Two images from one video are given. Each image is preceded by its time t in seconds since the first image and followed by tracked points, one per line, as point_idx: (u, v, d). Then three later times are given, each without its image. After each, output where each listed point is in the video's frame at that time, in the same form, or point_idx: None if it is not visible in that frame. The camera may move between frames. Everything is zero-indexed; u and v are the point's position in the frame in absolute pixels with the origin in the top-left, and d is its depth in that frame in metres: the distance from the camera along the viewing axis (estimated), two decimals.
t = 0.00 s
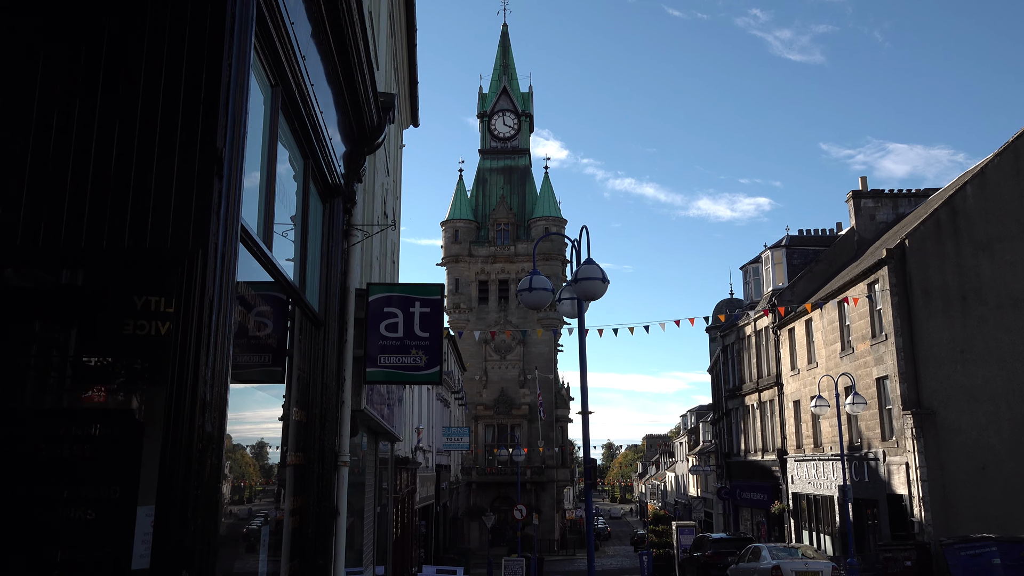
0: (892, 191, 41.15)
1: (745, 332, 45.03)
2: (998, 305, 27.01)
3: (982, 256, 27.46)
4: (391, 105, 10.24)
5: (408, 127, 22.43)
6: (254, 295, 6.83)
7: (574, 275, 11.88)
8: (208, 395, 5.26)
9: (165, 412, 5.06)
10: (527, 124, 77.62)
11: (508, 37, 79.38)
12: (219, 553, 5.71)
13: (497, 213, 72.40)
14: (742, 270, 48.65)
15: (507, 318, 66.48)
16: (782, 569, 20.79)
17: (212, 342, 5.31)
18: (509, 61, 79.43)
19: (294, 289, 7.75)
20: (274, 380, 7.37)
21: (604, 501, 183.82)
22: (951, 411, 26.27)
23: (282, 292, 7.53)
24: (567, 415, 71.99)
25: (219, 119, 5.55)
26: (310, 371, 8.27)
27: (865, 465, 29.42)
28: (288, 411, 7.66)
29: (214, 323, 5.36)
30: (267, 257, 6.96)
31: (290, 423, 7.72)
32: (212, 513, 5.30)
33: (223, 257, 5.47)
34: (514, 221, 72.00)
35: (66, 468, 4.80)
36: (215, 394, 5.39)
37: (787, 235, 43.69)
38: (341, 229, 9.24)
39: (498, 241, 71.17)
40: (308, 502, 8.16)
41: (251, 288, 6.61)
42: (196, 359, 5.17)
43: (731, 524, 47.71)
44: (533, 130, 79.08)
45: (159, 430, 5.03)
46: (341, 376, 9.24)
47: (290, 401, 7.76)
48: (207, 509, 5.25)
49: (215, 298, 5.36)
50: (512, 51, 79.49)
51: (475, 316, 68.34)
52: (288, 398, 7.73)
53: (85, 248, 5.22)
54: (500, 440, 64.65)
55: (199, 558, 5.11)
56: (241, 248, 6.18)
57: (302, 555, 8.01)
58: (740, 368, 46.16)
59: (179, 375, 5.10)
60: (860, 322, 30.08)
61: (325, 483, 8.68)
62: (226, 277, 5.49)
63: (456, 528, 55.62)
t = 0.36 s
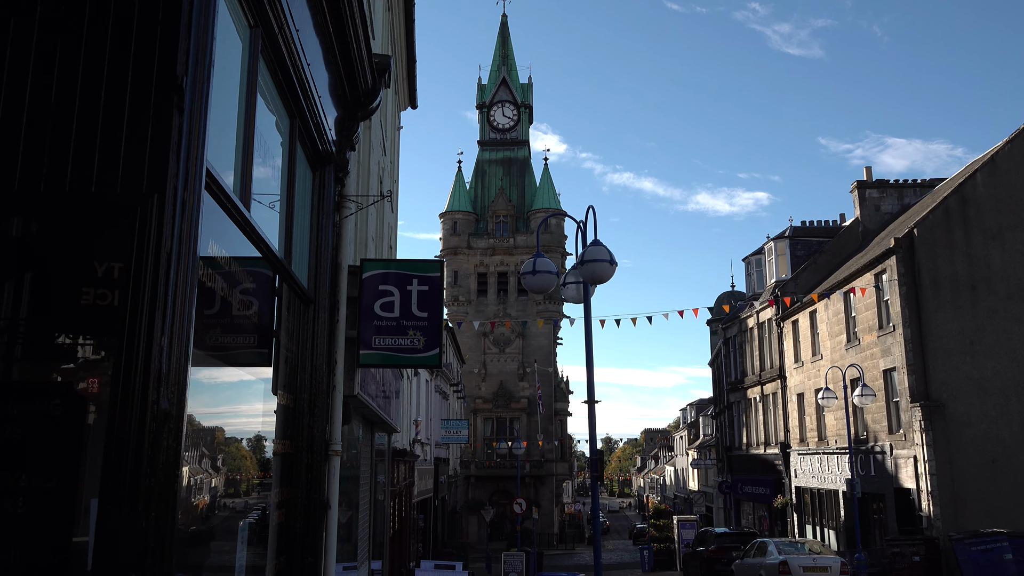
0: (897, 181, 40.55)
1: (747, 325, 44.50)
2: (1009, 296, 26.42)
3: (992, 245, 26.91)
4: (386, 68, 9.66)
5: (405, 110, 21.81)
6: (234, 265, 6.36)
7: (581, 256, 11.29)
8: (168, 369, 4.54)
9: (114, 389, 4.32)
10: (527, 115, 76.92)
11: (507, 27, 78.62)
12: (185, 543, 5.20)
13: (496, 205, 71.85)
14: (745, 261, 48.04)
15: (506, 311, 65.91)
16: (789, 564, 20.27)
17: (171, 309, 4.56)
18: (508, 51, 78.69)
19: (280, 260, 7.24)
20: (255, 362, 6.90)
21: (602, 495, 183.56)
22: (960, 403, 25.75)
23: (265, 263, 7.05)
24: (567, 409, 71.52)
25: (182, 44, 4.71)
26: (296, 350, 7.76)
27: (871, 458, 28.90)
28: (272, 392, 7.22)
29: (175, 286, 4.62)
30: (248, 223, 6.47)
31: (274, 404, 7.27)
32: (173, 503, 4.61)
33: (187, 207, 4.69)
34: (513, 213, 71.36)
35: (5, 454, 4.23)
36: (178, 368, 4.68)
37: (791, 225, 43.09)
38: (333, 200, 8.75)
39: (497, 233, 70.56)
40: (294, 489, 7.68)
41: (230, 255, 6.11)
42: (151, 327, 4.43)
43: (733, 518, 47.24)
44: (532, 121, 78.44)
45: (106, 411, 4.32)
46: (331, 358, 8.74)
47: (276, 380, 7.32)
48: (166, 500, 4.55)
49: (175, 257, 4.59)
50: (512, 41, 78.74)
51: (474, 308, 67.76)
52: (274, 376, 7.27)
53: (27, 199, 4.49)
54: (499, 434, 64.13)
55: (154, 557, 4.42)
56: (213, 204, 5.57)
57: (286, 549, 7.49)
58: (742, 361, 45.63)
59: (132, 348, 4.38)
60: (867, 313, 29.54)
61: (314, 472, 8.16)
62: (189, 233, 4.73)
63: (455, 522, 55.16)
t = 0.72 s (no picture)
0: (903, 172, 39.96)
1: (751, 319, 43.94)
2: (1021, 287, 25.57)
3: (1006, 236, 26.16)
4: (383, 27, 9.04)
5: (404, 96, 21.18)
6: (212, 233, 5.84)
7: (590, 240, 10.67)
8: (115, 335, 3.77)
9: (41, 360, 3.51)
10: (526, 108, 76.32)
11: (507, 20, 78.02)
12: (148, 543, 4.68)
13: (496, 199, 71.28)
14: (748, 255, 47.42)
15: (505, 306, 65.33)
16: (799, 561, 19.73)
17: (118, 260, 3.76)
18: (508, 44, 78.06)
19: (263, 230, 6.71)
20: (235, 344, 6.41)
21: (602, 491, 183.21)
22: (971, 397, 25.17)
23: (247, 233, 6.54)
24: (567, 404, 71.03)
25: None
26: (282, 330, 7.24)
27: (879, 453, 28.35)
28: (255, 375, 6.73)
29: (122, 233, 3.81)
30: (227, 186, 5.93)
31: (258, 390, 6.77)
32: (116, 503, 3.79)
33: (135, 137, 3.90)
34: (513, 207, 70.77)
35: None
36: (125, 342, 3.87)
37: (795, 218, 42.49)
38: (324, 171, 8.26)
39: (496, 227, 69.97)
40: (281, 483, 7.15)
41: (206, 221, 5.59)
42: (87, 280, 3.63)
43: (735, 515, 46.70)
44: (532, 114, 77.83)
45: (28, 385, 3.51)
46: (322, 341, 8.19)
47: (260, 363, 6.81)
48: (108, 496, 3.73)
49: (119, 197, 3.79)
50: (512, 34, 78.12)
51: (473, 303, 67.19)
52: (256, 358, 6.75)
53: None
54: (499, 430, 63.59)
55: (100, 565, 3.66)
56: (182, 156, 4.96)
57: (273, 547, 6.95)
58: (745, 355, 45.06)
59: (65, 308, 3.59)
60: (875, 306, 28.96)
61: (302, 466, 7.63)
62: (137, 170, 3.94)
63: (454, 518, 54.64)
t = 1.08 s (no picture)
0: (908, 164, 39.43)
1: (752, 313, 43.42)
2: None
3: (1014, 226, 25.89)
4: None
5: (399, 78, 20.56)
6: (180, 185, 5.25)
7: (595, 219, 10.09)
8: (9, 265, 3.15)
9: None
10: (525, 101, 75.70)
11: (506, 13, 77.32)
12: (97, 535, 4.19)
13: (494, 192, 70.60)
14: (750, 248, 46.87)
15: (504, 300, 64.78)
16: (807, 559, 19.07)
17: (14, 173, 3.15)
18: (507, 36, 77.42)
19: (240, 185, 6.13)
20: (207, 318, 5.83)
21: (599, 488, 182.95)
22: (981, 391, 24.64)
23: (222, 188, 5.96)
24: (565, 400, 70.49)
25: None
26: (262, 300, 6.66)
27: (884, 448, 27.79)
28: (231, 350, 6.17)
29: (19, 139, 3.20)
30: (196, 132, 5.36)
31: (234, 366, 6.21)
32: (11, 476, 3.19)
33: (38, 31, 3.29)
34: (511, 200, 70.16)
35: None
36: (22, 277, 3.25)
37: (798, 210, 41.92)
38: (311, 130, 7.72)
39: (494, 221, 69.35)
40: (260, 469, 6.60)
41: (170, 167, 5.02)
42: None
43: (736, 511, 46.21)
44: (531, 107, 77.11)
45: None
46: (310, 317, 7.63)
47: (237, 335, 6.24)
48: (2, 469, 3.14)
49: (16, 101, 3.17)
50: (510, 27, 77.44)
51: (471, 298, 66.61)
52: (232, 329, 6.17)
53: None
54: (497, 425, 63.06)
55: None
56: (128, 75, 4.35)
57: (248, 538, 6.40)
58: (746, 350, 44.54)
59: None
60: (881, 298, 28.40)
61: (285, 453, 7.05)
62: (39, 69, 3.30)
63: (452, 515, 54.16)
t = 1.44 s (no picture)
0: (914, 154, 38.85)
1: (755, 304, 42.87)
2: None
3: None
4: None
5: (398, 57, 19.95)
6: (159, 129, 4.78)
7: (608, 192, 9.49)
8: None
9: None
10: (525, 92, 75.08)
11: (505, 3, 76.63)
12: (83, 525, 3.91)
13: (494, 183, 69.92)
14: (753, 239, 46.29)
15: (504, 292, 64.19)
16: (818, 553, 18.58)
17: None
18: (507, 26, 76.76)
19: (224, 129, 5.57)
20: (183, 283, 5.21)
21: (597, 483, 182.75)
22: (992, 382, 24.12)
23: (202, 131, 5.39)
24: (565, 393, 69.93)
25: None
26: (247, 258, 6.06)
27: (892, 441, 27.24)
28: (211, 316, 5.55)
29: None
30: (180, 70, 4.90)
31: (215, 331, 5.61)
32: None
33: None
34: (511, 192, 69.52)
35: None
36: None
37: (802, 200, 41.34)
38: (303, 78, 7.22)
39: (494, 213, 68.70)
40: (244, 445, 6.01)
41: (140, 92, 4.43)
42: None
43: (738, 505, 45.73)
44: (531, 98, 76.46)
45: None
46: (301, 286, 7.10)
47: (219, 297, 5.63)
48: None
49: None
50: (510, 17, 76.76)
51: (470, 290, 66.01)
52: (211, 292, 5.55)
53: None
54: (496, 418, 62.55)
55: None
56: None
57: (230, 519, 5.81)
58: (749, 342, 44.00)
59: None
60: (890, 288, 27.82)
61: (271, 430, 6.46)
62: None
63: (452, 508, 53.64)
